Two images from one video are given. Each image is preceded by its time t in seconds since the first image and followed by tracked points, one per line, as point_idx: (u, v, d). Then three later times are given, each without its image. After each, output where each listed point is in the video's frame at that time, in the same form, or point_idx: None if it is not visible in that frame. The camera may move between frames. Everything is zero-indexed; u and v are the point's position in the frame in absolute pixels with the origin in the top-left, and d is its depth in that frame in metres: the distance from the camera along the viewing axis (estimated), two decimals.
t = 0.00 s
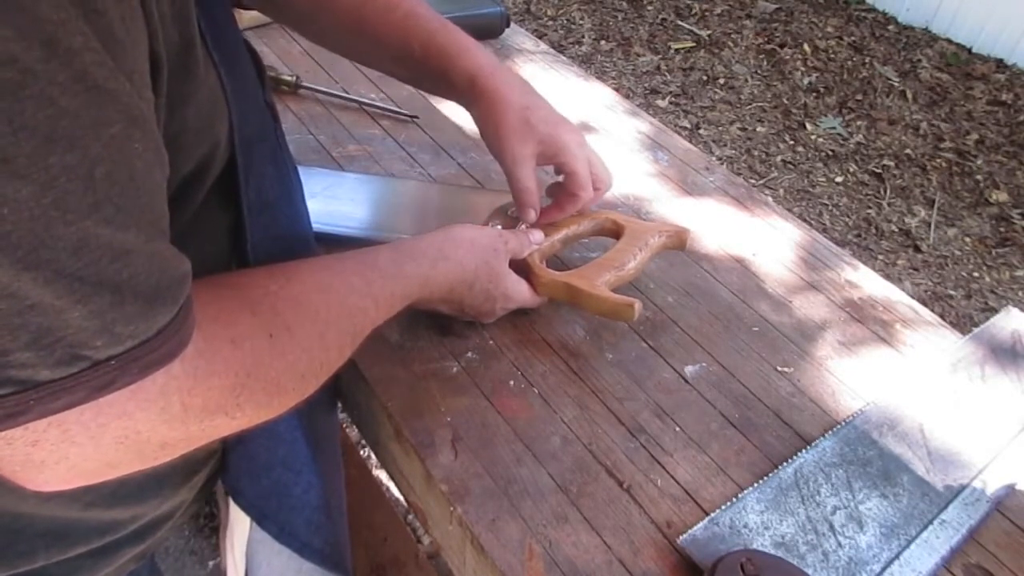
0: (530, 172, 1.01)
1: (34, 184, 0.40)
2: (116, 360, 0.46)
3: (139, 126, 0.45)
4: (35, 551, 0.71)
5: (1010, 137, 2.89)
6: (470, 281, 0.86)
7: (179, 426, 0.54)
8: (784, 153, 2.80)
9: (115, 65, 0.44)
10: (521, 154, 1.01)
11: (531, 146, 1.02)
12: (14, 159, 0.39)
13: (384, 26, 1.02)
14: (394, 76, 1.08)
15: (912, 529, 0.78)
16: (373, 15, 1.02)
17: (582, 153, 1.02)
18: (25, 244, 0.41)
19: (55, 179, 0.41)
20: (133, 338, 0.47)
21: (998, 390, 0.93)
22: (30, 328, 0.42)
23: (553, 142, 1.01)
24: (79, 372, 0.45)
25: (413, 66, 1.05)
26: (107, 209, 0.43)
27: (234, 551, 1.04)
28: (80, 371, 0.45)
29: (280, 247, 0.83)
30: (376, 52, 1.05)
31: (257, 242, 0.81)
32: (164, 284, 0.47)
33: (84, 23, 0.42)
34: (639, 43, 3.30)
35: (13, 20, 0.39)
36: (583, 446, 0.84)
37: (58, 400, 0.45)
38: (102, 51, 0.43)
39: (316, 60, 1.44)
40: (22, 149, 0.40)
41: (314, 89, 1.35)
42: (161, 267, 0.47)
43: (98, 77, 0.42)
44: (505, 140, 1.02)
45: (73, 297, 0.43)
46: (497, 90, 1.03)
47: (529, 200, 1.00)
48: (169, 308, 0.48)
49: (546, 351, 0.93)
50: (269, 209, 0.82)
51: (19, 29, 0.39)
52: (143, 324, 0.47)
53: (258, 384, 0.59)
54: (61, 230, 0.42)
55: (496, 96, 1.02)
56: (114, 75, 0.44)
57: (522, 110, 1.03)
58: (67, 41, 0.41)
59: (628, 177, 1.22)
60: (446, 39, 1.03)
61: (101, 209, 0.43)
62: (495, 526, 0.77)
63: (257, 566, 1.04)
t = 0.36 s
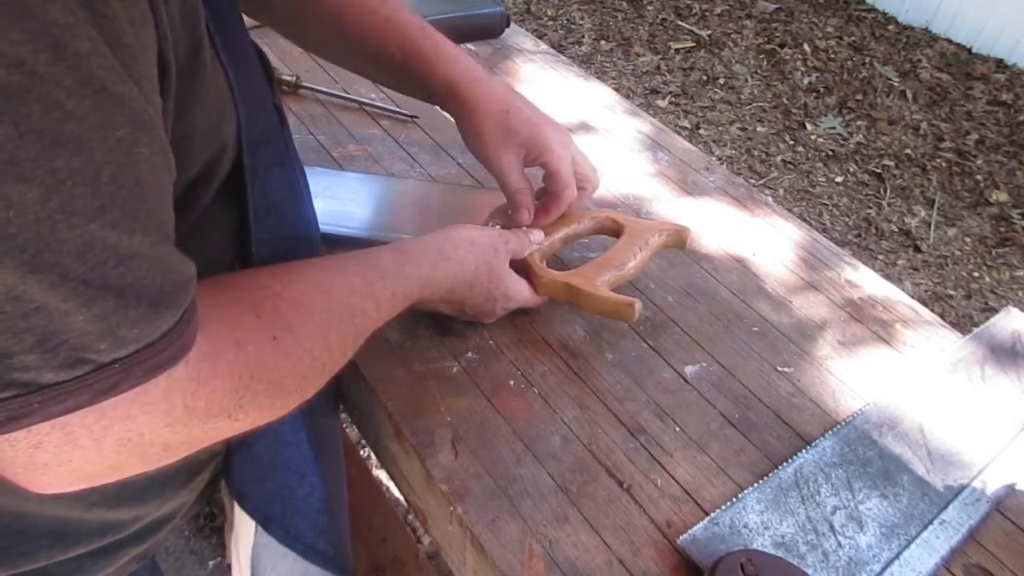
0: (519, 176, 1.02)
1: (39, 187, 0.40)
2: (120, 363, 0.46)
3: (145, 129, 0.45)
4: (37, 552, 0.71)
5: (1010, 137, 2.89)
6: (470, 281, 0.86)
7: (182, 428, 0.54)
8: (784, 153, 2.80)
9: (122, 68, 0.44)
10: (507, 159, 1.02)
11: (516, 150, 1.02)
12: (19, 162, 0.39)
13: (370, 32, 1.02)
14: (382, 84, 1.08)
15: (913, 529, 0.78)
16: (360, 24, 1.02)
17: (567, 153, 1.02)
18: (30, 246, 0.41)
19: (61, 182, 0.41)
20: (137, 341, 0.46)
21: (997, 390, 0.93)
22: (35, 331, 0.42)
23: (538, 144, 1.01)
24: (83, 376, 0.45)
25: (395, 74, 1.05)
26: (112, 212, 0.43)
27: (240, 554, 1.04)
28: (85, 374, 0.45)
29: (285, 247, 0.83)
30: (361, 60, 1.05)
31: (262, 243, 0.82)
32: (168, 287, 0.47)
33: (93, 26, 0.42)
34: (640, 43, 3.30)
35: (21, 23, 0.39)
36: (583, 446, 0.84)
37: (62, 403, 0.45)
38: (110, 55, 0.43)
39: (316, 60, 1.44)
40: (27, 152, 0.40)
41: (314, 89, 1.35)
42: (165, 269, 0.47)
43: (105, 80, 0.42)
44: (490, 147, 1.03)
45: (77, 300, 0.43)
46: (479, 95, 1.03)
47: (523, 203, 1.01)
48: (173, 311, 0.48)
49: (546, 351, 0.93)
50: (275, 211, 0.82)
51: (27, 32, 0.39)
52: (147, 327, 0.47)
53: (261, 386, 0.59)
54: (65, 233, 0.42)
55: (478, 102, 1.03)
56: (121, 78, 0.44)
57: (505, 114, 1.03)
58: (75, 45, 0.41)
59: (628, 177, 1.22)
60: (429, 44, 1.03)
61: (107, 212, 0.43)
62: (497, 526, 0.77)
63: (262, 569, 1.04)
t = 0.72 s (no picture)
0: (522, 175, 1.02)
1: (44, 186, 0.40)
2: (124, 362, 0.46)
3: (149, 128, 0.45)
4: (39, 551, 0.71)
5: (1010, 137, 2.89)
6: (470, 281, 0.86)
7: (185, 428, 0.54)
8: (784, 153, 2.80)
9: (127, 68, 0.44)
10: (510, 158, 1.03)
11: (519, 149, 1.03)
12: (25, 160, 0.39)
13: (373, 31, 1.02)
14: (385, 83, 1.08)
15: (914, 530, 0.78)
16: (362, 23, 1.02)
17: (570, 152, 1.03)
18: (34, 245, 0.41)
19: (66, 180, 0.41)
20: (141, 340, 0.46)
21: (997, 390, 0.93)
22: (39, 329, 0.42)
23: (541, 143, 1.02)
24: (87, 375, 0.45)
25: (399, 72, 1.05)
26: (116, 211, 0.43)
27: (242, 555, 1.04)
28: (89, 373, 0.45)
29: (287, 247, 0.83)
30: (364, 58, 1.05)
31: (265, 243, 0.81)
32: (172, 286, 0.47)
33: (98, 25, 0.42)
34: (639, 43, 3.30)
35: (26, 21, 0.39)
36: (583, 446, 0.84)
37: (65, 402, 0.45)
38: (114, 53, 0.43)
39: (316, 60, 1.44)
40: (32, 150, 0.40)
41: (314, 89, 1.35)
42: (169, 269, 0.47)
43: (110, 78, 0.42)
44: (494, 146, 1.04)
45: (80, 299, 0.43)
46: (481, 94, 1.03)
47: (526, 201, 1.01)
48: (177, 310, 0.48)
49: (546, 351, 0.93)
50: (277, 211, 0.82)
51: (33, 30, 0.39)
52: (151, 326, 0.47)
53: (263, 386, 0.59)
54: (69, 232, 0.42)
55: (481, 102, 1.03)
56: (126, 77, 0.44)
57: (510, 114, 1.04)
58: (80, 43, 0.41)
59: (627, 177, 1.22)
60: (433, 43, 1.03)
61: (111, 211, 0.43)
62: (498, 526, 0.77)
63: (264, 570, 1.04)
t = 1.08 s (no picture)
0: (514, 172, 1.03)
1: (40, 183, 0.40)
2: (121, 358, 0.46)
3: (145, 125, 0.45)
4: (39, 550, 0.71)
5: (1011, 137, 2.89)
6: (470, 280, 0.86)
7: (184, 423, 0.54)
8: (784, 153, 2.80)
9: (122, 65, 0.44)
10: (501, 152, 1.03)
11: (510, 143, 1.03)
12: (21, 158, 0.39)
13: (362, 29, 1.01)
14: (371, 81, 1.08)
15: (913, 528, 0.78)
16: (350, 24, 1.01)
17: (559, 145, 1.03)
18: (31, 242, 0.41)
19: (62, 177, 0.41)
20: (138, 336, 0.46)
21: (997, 391, 0.93)
22: (37, 326, 0.42)
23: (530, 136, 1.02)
24: (84, 371, 0.45)
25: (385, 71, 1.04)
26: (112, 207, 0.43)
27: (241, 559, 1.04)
28: (86, 369, 0.45)
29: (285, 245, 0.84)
30: (351, 56, 1.04)
31: (262, 242, 0.81)
32: (168, 283, 0.47)
33: (92, 23, 0.42)
34: (640, 43, 3.30)
35: (20, 19, 0.39)
36: (583, 445, 0.84)
37: (64, 398, 0.45)
38: (109, 50, 0.43)
39: (316, 60, 1.44)
40: (28, 148, 0.40)
41: (314, 89, 1.35)
42: (166, 266, 0.47)
43: (104, 75, 0.42)
44: (483, 141, 1.04)
45: (78, 296, 0.43)
46: (468, 92, 1.03)
47: (521, 198, 1.02)
48: (173, 306, 0.48)
49: (546, 351, 0.93)
50: (274, 208, 0.82)
51: (26, 28, 0.39)
52: (149, 322, 0.47)
53: (262, 381, 0.59)
54: (66, 229, 0.42)
55: (468, 96, 1.04)
56: (120, 73, 0.44)
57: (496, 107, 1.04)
58: (73, 40, 0.41)
59: (628, 177, 1.22)
60: (418, 42, 1.03)
61: (107, 208, 0.43)
62: (497, 525, 0.77)
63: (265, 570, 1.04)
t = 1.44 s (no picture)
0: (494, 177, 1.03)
1: (40, 186, 0.40)
2: (122, 360, 0.46)
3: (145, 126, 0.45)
4: (39, 550, 0.71)
5: (1010, 137, 2.89)
6: (470, 280, 0.86)
7: (184, 425, 0.54)
8: (784, 153, 2.80)
9: (123, 67, 0.44)
10: (478, 160, 1.03)
11: (484, 149, 1.03)
12: (21, 160, 0.39)
13: (331, 45, 1.01)
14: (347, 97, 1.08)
15: (913, 528, 0.78)
16: (320, 39, 1.01)
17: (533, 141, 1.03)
18: (32, 245, 0.41)
19: (63, 179, 0.41)
20: (138, 339, 0.46)
21: (997, 391, 0.93)
22: (37, 328, 0.42)
23: (501, 139, 1.02)
24: (84, 373, 0.45)
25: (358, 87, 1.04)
26: (112, 209, 0.43)
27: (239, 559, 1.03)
28: (87, 371, 0.45)
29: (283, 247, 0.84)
30: (324, 74, 1.04)
31: (260, 243, 0.81)
32: (168, 285, 0.47)
33: (92, 25, 0.42)
34: (639, 43, 3.30)
35: (21, 21, 0.39)
36: (583, 445, 0.84)
37: (64, 400, 0.45)
38: (109, 53, 0.43)
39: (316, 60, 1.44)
40: (28, 150, 0.40)
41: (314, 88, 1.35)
42: (166, 267, 0.47)
43: (104, 77, 0.42)
44: (456, 148, 1.04)
45: (79, 298, 0.43)
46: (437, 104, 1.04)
47: (507, 205, 1.02)
48: (173, 308, 0.48)
49: (547, 351, 0.93)
50: (272, 210, 0.82)
51: (27, 31, 0.39)
52: (149, 324, 0.47)
53: (262, 382, 0.59)
54: (66, 231, 0.42)
55: (434, 104, 1.04)
56: (121, 76, 0.44)
57: (467, 113, 1.04)
58: (74, 43, 0.41)
59: (627, 176, 1.22)
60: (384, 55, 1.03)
61: (107, 209, 0.43)
62: (497, 526, 0.77)
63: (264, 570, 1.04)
